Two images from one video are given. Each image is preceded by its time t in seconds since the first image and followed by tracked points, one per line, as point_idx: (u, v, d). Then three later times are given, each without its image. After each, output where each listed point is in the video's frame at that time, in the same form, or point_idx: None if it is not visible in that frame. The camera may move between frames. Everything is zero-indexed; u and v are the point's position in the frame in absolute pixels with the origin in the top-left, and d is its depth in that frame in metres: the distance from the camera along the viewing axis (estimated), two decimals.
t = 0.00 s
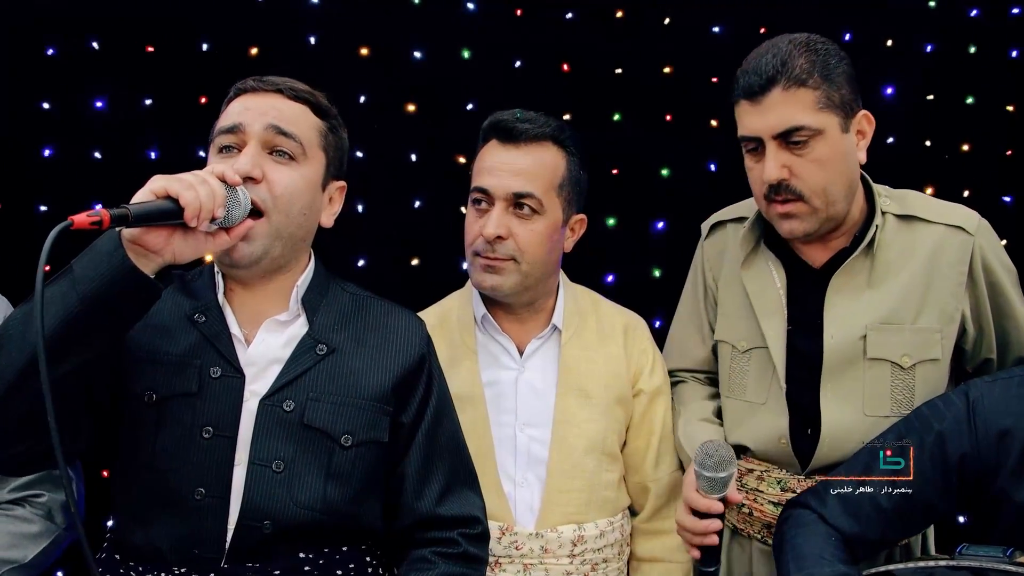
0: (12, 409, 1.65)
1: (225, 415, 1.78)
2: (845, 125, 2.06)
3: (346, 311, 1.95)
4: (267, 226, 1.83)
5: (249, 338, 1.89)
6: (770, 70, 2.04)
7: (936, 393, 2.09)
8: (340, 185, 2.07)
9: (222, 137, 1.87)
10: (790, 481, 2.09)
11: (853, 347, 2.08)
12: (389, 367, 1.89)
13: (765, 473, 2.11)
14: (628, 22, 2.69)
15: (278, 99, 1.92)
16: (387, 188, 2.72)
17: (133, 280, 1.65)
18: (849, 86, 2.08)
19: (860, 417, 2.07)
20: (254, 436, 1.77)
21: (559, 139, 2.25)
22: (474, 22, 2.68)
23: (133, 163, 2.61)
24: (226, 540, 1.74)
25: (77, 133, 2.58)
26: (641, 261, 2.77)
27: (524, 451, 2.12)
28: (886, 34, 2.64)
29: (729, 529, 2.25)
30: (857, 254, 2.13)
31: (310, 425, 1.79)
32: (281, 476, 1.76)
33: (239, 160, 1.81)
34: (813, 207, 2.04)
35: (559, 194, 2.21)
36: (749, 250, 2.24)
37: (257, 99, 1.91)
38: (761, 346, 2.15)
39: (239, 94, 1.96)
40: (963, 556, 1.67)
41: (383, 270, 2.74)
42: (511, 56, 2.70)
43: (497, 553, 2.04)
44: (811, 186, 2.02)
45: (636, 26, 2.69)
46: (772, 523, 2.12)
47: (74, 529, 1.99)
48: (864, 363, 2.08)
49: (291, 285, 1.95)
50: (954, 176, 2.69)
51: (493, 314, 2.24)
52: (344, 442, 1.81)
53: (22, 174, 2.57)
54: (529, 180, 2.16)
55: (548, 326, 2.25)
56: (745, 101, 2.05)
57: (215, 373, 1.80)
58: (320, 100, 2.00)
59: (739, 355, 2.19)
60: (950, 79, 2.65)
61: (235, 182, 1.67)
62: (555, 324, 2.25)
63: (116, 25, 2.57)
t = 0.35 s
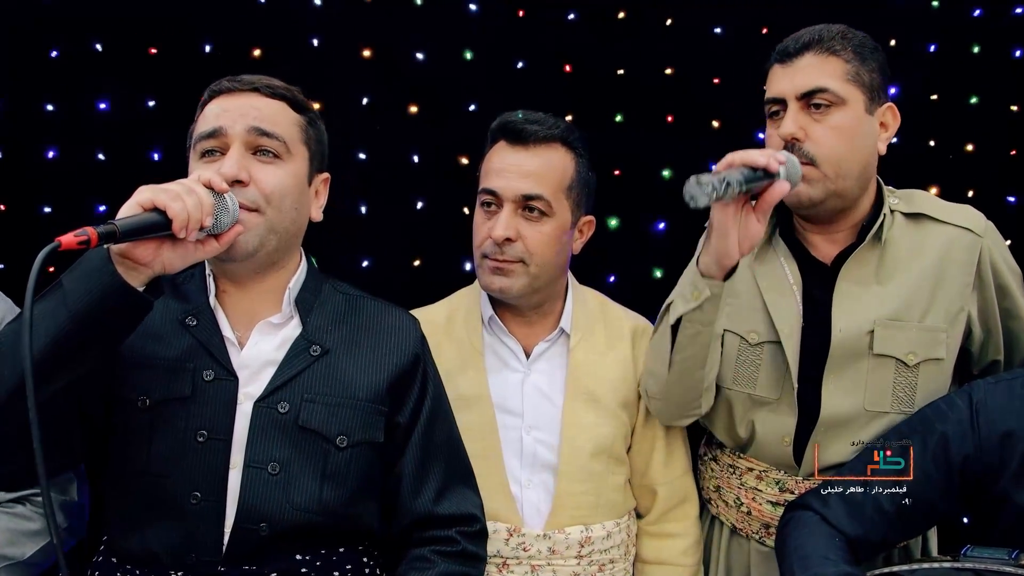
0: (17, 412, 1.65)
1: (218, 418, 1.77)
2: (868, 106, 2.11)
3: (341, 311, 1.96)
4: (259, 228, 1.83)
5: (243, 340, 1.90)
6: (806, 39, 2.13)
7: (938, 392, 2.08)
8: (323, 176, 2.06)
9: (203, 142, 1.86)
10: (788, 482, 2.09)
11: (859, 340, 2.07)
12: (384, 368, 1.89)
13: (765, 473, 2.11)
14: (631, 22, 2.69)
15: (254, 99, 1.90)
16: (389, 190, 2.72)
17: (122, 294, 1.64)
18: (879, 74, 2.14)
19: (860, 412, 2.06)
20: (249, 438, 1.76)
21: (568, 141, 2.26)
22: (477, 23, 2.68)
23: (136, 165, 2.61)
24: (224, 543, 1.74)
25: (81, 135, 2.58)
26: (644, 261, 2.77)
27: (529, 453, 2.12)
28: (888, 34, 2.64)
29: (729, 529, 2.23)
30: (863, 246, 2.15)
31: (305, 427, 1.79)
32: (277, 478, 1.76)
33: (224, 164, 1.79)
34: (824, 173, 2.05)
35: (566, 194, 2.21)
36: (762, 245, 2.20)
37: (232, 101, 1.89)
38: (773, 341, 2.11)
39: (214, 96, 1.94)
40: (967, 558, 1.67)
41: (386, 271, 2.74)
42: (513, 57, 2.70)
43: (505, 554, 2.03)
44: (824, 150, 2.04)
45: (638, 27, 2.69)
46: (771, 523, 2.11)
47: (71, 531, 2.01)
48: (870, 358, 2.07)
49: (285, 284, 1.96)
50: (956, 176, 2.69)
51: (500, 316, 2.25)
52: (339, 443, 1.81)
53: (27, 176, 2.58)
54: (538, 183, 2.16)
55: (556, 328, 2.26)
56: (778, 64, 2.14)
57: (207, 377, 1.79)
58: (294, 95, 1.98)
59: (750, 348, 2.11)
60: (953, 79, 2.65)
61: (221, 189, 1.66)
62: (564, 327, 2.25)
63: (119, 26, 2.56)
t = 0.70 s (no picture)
0: (24, 412, 1.66)
1: (218, 418, 1.78)
2: (873, 105, 2.11)
3: (341, 311, 1.96)
4: (253, 227, 1.85)
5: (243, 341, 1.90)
6: (815, 36, 2.14)
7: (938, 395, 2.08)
8: (313, 171, 2.08)
9: (189, 149, 1.87)
10: (787, 482, 2.09)
11: (858, 342, 2.07)
12: (384, 367, 1.90)
13: (764, 473, 2.11)
14: (634, 23, 2.69)
15: (236, 102, 1.92)
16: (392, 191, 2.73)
17: (118, 294, 1.65)
18: (887, 74, 2.15)
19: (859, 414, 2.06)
20: (250, 437, 1.78)
21: (571, 141, 2.26)
22: (480, 24, 2.68)
23: (140, 167, 2.62)
24: (224, 543, 1.75)
25: (87, 137, 2.60)
26: (647, 262, 2.78)
27: (534, 454, 2.13)
28: (891, 35, 2.64)
29: (728, 529, 2.23)
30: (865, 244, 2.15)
31: (305, 426, 1.80)
32: (277, 477, 1.77)
33: (212, 167, 1.81)
34: (824, 168, 2.07)
35: (570, 194, 2.21)
36: (762, 245, 2.21)
37: (215, 105, 1.90)
38: (772, 341, 2.12)
39: (193, 103, 1.94)
40: (969, 559, 1.67)
41: (390, 272, 2.75)
42: (517, 59, 2.71)
43: (507, 554, 2.04)
44: (824, 146, 2.06)
45: (641, 28, 2.70)
46: (770, 524, 2.11)
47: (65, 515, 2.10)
48: (870, 359, 2.07)
49: (284, 286, 1.96)
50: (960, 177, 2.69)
51: (506, 316, 2.25)
52: (339, 442, 1.82)
53: (32, 178, 2.60)
54: (542, 185, 2.16)
55: (560, 329, 2.26)
56: (787, 60, 2.16)
57: (207, 377, 1.80)
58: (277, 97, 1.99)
59: (751, 349, 2.13)
60: (957, 80, 2.65)
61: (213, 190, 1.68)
62: (569, 326, 2.25)
63: (125, 29, 2.58)
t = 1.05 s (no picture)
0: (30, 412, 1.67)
1: (220, 419, 1.79)
2: (871, 105, 2.11)
3: (344, 312, 1.97)
4: (256, 228, 1.85)
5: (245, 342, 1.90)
6: (812, 37, 2.14)
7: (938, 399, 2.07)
8: (319, 172, 2.08)
9: (192, 152, 1.88)
10: (786, 481, 2.09)
11: (858, 346, 2.07)
12: (387, 368, 1.90)
13: (763, 472, 2.11)
14: (639, 24, 2.69)
15: (240, 104, 1.92)
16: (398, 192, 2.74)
17: (121, 293, 1.66)
18: (886, 73, 2.14)
19: (858, 416, 2.06)
20: (253, 437, 1.78)
21: (579, 142, 2.27)
22: (486, 25, 2.69)
23: (147, 168, 2.63)
24: (228, 543, 1.76)
25: (94, 139, 2.61)
26: (653, 262, 2.78)
27: (542, 452, 2.13)
28: (898, 35, 2.64)
29: (730, 527, 2.22)
30: (868, 245, 2.14)
31: (307, 427, 1.81)
32: (279, 478, 1.77)
33: (215, 170, 1.82)
34: (819, 170, 2.07)
35: (574, 194, 2.21)
36: (761, 246, 2.21)
37: (218, 107, 1.91)
38: (769, 341, 2.13)
39: (198, 104, 1.95)
40: (972, 559, 1.66)
41: (396, 273, 2.75)
42: (523, 60, 2.71)
43: (514, 554, 2.04)
44: (821, 147, 2.06)
45: (647, 29, 2.70)
46: (770, 522, 2.10)
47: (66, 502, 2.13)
48: (869, 363, 2.06)
49: (285, 287, 1.95)
50: (967, 177, 2.68)
51: (513, 315, 2.25)
52: (341, 443, 1.82)
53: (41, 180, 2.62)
54: (549, 184, 2.17)
55: (566, 327, 2.26)
56: (784, 62, 2.16)
57: (210, 378, 1.81)
58: (282, 98, 2.00)
59: (751, 348, 2.14)
60: (964, 80, 2.64)
61: (214, 191, 1.69)
62: (574, 325, 2.25)
63: (132, 31, 2.59)
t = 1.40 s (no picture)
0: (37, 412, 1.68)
1: (227, 418, 1.80)
2: (875, 106, 2.10)
3: (350, 312, 1.97)
4: (262, 230, 1.86)
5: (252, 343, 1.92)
6: (814, 38, 2.14)
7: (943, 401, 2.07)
8: (327, 176, 2.09)
9: (202, 152, 1.89)
10: (790, 481, 2.09)
11: (862, 349, 2.06)
12: (393, 368, 1.90)
13: (766, 472, 2.11)
14: (645, 24, 2.70)
15: (251, 106, 1.93)
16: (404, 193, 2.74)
17: (128, 294, 1.67)
18: (890, 74, 2.13)
19: (862, 420, 2.05)
20: (258, 436, 1.79)
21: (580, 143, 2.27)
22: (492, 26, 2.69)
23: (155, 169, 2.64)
24: (234, 541, 1.76)
25: (101, 140, 2.63)
26: (659, 263, 2.77)
27: (546, 453, 2.13)
28: (904, 35, 2.63)
29: (735, 527, 2.22)
30: (872, 247, 2.14)
31: (313, 426, 1.81)
32: (285, 476, 1.78)
33: (224, 172, 1.83)
34: (822, 170, 2.06)
35: (577, 195, 2.21)
36: (766, 246, 2.21)
37: (227, 108, 1.92)
38: (772, 341, 2.13)
39: (208, 106, 1.96)
40: (977, 561, 1.66)
41: (402, 274, 2.76)
42: (529, 60, 2.71)
43: (519, 554, 2.04)
44: (822, 149, 2.06)
45: (652, 30, 2.70)
46: (773, 522, 2.11)
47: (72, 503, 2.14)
48: (873, 366, 2.06)
49: (291, 290, 1.97)
50: (975, 178, 2.67)
51: (516, 316, 2.26)
52: (347, 441, 1.82)
53: (49, 180, 2.63)
54: (552, 185, 2.17)
55: (570, 328, 2.27)
56: (787, 64, 2.16)
57: (217, 378, 1.82)
58: (294, 101, 2.01)
59: (754, 348, 2.14)
60: (971, 80, 2.64)
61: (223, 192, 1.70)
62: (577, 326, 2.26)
63: (139, 32, 2.60)
